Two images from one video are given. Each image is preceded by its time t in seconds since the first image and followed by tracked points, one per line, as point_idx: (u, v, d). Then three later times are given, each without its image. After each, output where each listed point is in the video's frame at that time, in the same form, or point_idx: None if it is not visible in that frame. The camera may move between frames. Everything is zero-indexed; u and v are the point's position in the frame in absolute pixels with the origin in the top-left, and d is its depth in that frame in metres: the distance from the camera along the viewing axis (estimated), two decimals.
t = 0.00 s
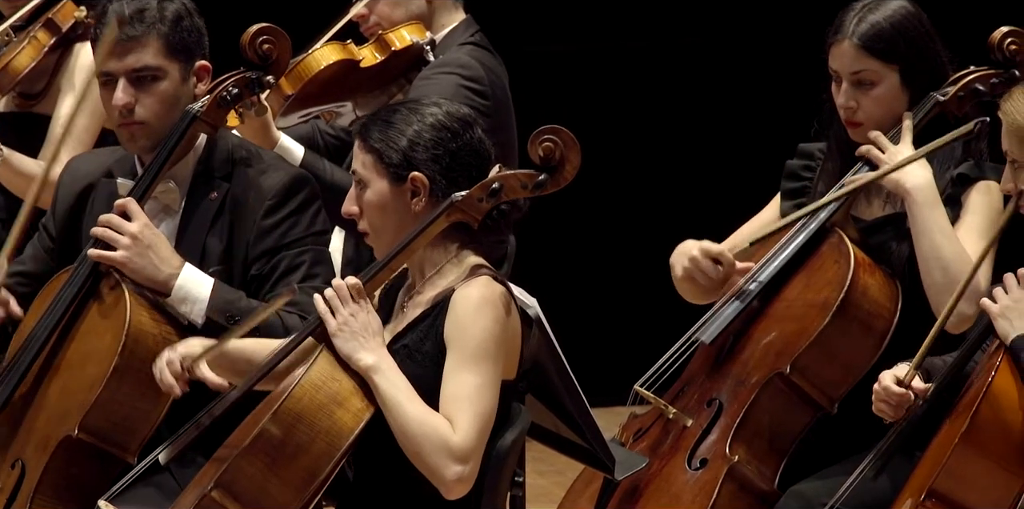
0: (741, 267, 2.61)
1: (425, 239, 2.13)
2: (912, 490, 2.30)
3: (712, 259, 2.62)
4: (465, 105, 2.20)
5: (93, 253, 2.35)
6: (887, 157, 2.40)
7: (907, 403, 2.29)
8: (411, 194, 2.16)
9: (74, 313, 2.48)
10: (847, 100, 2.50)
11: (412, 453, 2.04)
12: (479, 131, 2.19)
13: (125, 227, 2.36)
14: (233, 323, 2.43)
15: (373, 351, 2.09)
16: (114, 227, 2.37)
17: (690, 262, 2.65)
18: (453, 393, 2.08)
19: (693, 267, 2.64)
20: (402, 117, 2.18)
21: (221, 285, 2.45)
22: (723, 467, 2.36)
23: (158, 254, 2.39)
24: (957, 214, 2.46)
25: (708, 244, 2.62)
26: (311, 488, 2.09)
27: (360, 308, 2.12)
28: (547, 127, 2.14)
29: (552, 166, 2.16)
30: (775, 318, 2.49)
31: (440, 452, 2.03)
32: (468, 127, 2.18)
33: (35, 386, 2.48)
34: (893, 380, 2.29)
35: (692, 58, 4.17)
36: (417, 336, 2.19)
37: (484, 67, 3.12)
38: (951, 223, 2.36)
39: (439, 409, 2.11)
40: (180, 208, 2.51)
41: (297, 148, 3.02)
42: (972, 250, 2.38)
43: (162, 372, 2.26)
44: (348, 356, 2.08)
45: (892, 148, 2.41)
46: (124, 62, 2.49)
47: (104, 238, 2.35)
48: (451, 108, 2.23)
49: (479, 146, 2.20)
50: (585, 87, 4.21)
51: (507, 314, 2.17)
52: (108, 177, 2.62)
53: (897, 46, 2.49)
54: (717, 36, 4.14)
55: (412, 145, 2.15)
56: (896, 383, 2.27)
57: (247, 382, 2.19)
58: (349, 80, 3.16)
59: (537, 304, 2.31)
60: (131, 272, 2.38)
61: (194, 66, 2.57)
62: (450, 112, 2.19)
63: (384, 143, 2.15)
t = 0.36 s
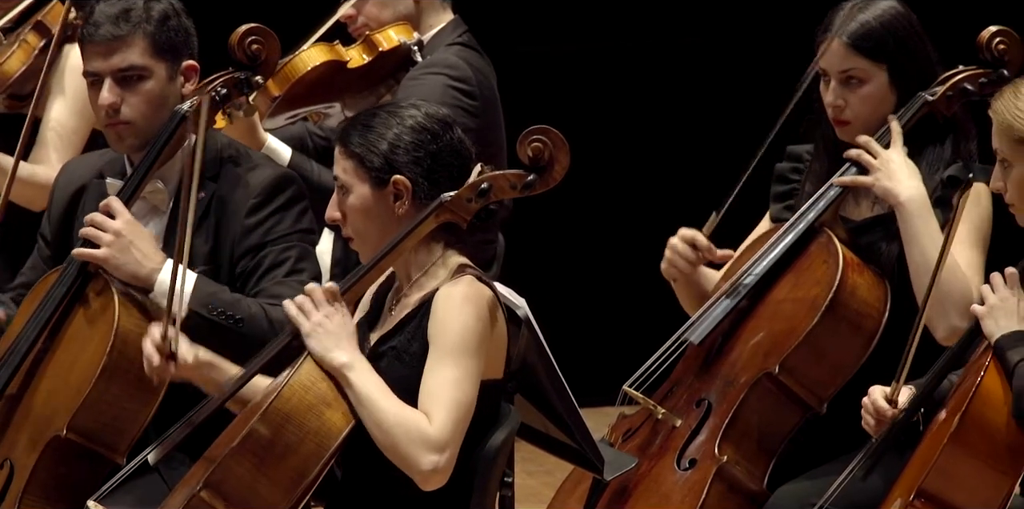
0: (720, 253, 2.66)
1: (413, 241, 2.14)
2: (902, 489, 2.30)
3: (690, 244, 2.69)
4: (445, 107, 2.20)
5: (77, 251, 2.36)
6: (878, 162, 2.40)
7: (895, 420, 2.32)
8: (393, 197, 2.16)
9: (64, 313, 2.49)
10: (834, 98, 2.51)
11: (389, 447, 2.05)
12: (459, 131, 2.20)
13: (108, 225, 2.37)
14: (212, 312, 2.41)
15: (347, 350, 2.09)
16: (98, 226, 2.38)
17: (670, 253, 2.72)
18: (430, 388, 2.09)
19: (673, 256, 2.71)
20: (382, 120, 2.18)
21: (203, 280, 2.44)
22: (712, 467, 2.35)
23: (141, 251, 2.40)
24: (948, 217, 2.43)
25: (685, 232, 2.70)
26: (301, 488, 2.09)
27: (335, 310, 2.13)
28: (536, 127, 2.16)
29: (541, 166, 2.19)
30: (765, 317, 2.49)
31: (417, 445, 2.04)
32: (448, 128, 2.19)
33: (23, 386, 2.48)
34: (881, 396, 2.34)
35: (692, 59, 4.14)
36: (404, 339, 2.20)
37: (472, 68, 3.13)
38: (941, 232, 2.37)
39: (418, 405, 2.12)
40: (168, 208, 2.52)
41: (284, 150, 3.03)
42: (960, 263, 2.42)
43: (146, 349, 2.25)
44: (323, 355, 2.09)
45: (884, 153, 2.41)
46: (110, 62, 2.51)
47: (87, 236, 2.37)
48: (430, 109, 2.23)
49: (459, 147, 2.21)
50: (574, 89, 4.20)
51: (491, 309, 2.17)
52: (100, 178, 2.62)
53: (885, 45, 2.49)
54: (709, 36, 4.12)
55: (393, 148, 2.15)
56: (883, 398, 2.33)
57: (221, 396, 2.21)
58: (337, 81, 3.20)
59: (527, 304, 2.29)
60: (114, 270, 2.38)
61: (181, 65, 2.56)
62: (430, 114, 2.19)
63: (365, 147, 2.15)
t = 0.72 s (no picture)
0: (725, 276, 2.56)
1: (407, 239, 2.15)
2: (890, 489, 2.30)
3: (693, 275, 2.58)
4: (430, 107, 2.21)
5: (53, 262, 2.38)
6: (873, 160, 2.41)
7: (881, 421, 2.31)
8: (380, 198, 2.16)
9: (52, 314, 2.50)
10: (824, 97, 2.50)
11: (379, 448, 2.05)
12: (445, 131, 2.20)
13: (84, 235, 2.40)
14: (189, 319, 2.41)
15: (336, 352, 2.11)
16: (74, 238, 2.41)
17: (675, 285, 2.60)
18: (420, 388, 2.09)
19: (679, 288, 2.60)
20: (367, 121, 2.18)
21: (182, 286, 2.44)
22: (699, 467, 2.36)
23: (117, 260, 2.42)
24: (937, 216, 2.44)
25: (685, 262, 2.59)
26: (291, 488, 2.10)
27: (320, 316, 2.15)
28: (527, 129, 2.17)
29: (532, 168, 2.20)
30: (753, 317, 2.49)
31: (405, 445, 2.04)
32: (433, 128, 2.19)
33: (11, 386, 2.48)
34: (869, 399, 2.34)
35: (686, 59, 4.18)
36: (393, 340, 2.20)
37: (457, 69, 3.13)
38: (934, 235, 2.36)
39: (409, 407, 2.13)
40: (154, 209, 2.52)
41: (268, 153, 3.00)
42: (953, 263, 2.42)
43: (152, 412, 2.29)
44: (314, 358, 2.11)
45: (877, 151, 2.41)
46: (97, 61, 2.51)
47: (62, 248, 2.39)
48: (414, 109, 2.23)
49: (445, 147, 2.21)
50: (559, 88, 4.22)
51: (480, 310, 2.18)
52: (89, 178, 2.63)
53: (875, 44, 2.48)
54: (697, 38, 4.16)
55: (379, 149, 2.15)
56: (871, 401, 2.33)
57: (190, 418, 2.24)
58: (321, 83, 3.20)
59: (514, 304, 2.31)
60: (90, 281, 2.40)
61: (169, 66, 2.56)
62: (415, 114, 2.20)
63: (351, 148, 2.15)
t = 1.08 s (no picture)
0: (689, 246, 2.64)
1: (391, 241, 2.17)
2: (879, 489, 2.30)
3: (660, 235, 2.66)
4: (428, 105, 2.22)
5: (42, 264, 2.37)
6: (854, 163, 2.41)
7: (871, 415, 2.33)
8: (375, 194, 2.19)
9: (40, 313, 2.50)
10: (812, 97, 2.49)
11: (366, 447, 2.04)
12: (442, 130, 2.22)
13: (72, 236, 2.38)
14: (178, 323, 2.41)
15: (325, 351, 2.10)
16: (62, 239, 2.39)
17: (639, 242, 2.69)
18: (409, 387, 2.09)
19: (642, 246, 2.68)
20: (365, 118, 2.20)
21: (171, 288, 2.43)
22: (687, 467, 2.36)
23: (106, 262, 2.40)
24: (924, 216, 2.44)
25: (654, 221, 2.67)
26: (278, 488, 2.10)
27: (309, 315, 2.14)
28: (514, 128, 2.18)
29: (518, 167, 2.21)
30: (741, 317, 2.49)
31: (393, 444, 2.04)
32: (431, 126, 2.21)
33: None
34: (854, 390, 2.35)
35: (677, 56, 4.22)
36: (381, 339, 2.21)
37: (444, 68, 3.15)
38: (921, 234, 2.36)
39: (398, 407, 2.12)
40: (142, 209, 2.52)
41: (256, 154, 3.02)
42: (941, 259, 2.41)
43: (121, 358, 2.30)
44: (304, 358, 2.10)
45: (859, 153, 2.41)
46: (85, 62, 2.50)
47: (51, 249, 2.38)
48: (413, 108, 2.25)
49: (442, 146, 2.23)
50: (546, 89, 4.29)
51: (469, 311, 2.18)
52: (76, 178, 2.62)
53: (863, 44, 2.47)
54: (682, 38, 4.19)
55: (375, 146, 2.18)
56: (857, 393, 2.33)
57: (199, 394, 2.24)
58: (309, 83, 3.19)
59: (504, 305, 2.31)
60: (78, 282, 2.39)
61: (156, 66, 2.55)
62: (413, 112, 2.21)
63: (347, 144, 2.18)
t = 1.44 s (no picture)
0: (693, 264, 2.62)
1: (384, 240, 2.18)
2: (870, 489, 2.29)
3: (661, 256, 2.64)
4: (424, 107, 2.24)
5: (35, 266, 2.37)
6: (839, 168, 2.41)
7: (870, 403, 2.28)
8: (370, 194, 2.20)
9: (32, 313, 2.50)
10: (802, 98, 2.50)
11: (360, 450, 2.05)
12: (438, 131, 2.23)
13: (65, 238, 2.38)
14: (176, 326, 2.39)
15: (319, 353, 2.11)
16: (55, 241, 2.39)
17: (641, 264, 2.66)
18: (403, 391, 2.10)
19: (645, 269, 2.65)
20: (361, 118, 2.22)
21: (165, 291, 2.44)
22: (679, 467, 2.36)
23: (99, 263, 2.41)
24: (911, 216, 2.47)
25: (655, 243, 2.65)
26: (270, 488, 2.10)
27: (302, 316, 2.15)
28: (505, 129, 2.17)
29: (510, 169, 2.20)
30: (732, 318, 2.49)
31: (386, 446, 2.04)
32: (426, 128, 2.23)
33: None
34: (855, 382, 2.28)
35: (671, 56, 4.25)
36: (374, 339, 2.21)
37: (436, 68, 3.15)
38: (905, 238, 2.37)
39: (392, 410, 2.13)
40: (135, 206, 2.52)
41: (246, 153, 2.97)
42: (925, 261, 2.39)
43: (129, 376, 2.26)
44: (297, 359, 2.11)
45: (844, 159, 2.42)
46: (77, 61, 2.50)
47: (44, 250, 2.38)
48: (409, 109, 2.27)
49: (437, 148, 2.24)
50: (539, 88, 4.33)
51: (463, 316, 2.18)
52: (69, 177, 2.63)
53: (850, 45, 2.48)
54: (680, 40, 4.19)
55: (371, 146, 2.19)
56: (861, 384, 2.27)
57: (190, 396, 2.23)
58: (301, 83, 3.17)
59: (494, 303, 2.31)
60: (71, 284, 2.40)
61: (148, 65, 2.56)
62: (408, 113, 2.23)
63: (343, 144, 2.19)
